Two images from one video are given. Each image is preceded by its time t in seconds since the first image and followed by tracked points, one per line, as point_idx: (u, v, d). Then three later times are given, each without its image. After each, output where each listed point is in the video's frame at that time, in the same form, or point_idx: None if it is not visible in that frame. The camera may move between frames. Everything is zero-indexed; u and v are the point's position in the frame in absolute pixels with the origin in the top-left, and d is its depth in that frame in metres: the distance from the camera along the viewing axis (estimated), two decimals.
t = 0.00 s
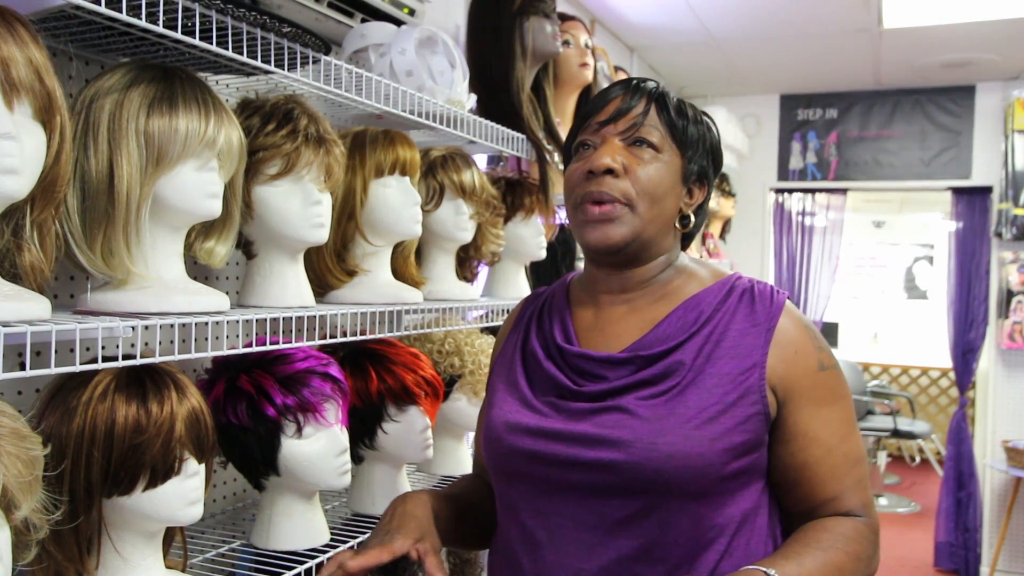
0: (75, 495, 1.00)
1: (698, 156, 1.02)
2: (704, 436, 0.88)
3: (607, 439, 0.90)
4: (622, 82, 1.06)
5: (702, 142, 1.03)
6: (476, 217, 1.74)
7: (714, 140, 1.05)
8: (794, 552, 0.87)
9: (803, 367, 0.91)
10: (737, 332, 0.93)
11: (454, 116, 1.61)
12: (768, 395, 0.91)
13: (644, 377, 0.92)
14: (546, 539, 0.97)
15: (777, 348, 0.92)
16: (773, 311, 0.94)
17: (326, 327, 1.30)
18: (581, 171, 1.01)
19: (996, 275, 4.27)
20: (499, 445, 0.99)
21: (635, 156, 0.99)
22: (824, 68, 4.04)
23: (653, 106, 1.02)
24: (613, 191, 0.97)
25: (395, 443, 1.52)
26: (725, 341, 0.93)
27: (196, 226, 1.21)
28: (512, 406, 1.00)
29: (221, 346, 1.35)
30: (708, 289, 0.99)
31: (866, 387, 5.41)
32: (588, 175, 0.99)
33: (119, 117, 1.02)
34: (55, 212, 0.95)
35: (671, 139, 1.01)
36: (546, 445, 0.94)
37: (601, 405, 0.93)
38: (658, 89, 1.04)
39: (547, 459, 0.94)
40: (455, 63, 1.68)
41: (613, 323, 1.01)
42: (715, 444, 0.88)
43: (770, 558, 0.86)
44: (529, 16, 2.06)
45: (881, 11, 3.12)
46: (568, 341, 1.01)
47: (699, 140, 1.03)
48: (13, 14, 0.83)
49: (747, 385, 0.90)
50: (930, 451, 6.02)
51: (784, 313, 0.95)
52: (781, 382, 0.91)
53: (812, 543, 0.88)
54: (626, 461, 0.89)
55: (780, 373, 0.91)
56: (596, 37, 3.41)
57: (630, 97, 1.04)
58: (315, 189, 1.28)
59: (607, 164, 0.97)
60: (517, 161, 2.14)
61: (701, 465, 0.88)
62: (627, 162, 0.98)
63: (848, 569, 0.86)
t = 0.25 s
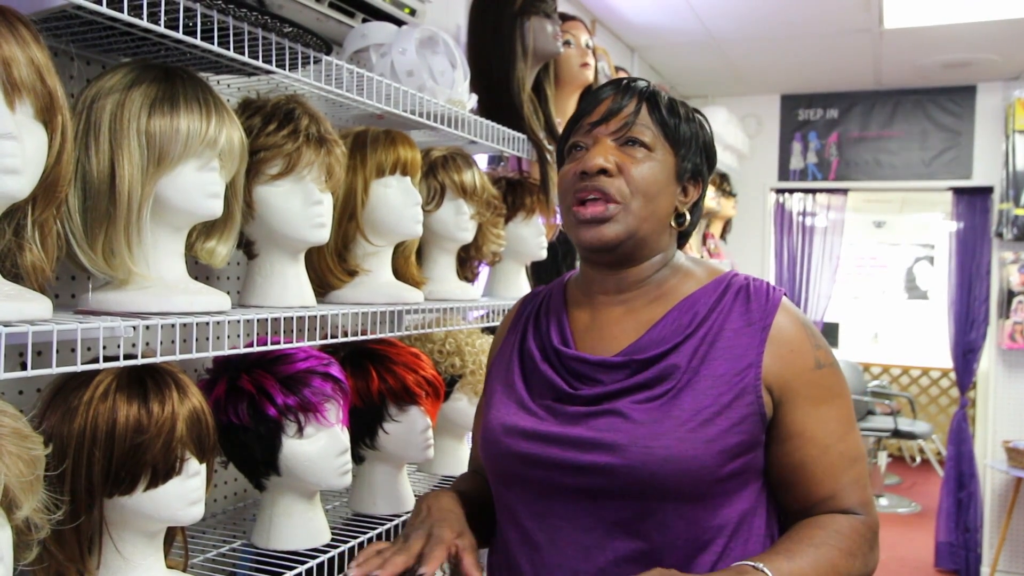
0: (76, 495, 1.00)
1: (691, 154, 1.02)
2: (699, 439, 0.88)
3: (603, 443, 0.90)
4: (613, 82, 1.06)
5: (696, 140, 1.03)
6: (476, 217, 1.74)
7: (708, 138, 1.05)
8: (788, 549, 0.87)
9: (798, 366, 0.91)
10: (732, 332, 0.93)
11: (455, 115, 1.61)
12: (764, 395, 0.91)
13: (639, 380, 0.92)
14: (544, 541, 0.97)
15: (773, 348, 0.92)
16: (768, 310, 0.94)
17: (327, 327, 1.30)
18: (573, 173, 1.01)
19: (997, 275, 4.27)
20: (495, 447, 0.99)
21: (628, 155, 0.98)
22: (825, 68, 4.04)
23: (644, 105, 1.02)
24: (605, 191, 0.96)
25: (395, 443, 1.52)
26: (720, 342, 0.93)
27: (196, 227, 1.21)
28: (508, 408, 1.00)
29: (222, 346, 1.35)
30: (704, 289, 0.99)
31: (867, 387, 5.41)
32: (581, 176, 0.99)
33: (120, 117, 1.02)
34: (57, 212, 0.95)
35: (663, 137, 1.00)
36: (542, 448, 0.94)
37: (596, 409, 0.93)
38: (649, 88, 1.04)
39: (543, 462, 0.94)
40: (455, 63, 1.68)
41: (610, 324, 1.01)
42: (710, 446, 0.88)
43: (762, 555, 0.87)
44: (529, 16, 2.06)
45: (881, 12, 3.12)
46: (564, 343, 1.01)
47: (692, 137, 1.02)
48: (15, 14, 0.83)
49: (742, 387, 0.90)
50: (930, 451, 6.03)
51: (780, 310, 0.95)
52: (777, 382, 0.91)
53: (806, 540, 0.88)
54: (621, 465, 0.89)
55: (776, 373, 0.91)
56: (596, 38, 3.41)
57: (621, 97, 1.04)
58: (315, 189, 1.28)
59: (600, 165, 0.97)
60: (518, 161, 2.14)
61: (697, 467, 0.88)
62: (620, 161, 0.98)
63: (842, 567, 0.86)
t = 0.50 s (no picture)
0: (76, 495, 1.00)
1: (687, 153, 1.02)
2: (697, 440, 0.88)
3: (600, 446, 0.90)
4: (608, 81, 1.06)
5: (691, 139, 1.03)
6: (476, 216, 1.74)
7: (703, 137, 1.05)
8: (783, 547, 0.87)
9: (795, 363, 0.91)
10: (729, 331, 0.93)
11: (455, 115, 1.61)
12: (761, 394, 0.91)
13: (637, 382, 0.92)
14: (543, 542, 0.97)
15: (770, 346, 0.92)
16: (765, 307, 0.94)
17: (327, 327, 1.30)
18: (568, 173, 1.01)
19: (997, 275, 4.27)
20: (494, 450, 0.99)
21: (623, 155, 0.98)
22: (824, 67, 4.04)
23: (639, 104, 1.02)
24: (600, 191, 0.96)
25: (396, 443, 1.52)
26: (718, 342, 0.93)
27: (196, 226, 1.21)
28: (506, 410, 1.00)
29: (222, 346, 1.35)
30: (701, 287, 0.99)
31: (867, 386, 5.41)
32: (576, 176, 0.99)
33: (120, 116, 1.02)
34: (56, 211, 0.95)
35: (658, 136, 1.00)
36: (540, 451, 0.94)
37: (593, 411, 0.93)
38: (644, 87, 1.04)
39: (541, 464, 0.94)
40: (456, 63, 1.68)
41: (607, 324, 1.01)
42: (708, 448, 0.88)
43: (757, 552, 0.87)
44: (529, 15, 2.06)
45: (881, 11, 3.11)
46: (562, 344, 1.00)
47: (688, 136, 1.02)
48: (15, 13, 0.83)
49: (740, 387, 0.90)
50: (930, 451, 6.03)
51: (777, 307, 0.95)
52: (774, 380, 0.91)
53: (799, 538, 0.88)
54: (619, 468, 0.89)
55: (773, 372, 0.91)
56: (596, 37, 3.41)
57: (616, 96, 1.04)
58: (315, 189, 1.28)
59: (594, 164, 0.97)
60: (518, 160, 2.14)
61: (694, 468, 0.88)
62: (614, 161, 0.98)
63: (836, 564, 0.86)
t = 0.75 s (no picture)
0: (75, 495, 1.00)
1: (676, 151, 1.01)
2: (693, 442, 0.89)
3: (597, 450, 0.90)
4: (598, 79, 1.05)
5: (680, 136, 1.03)
6: (476, 216, 1.74)
7: (694, 134, 1.04)
8: (792, 546, 0.87)
9: (790, 364, 0.91)
10: (723, 333, 0.93)
11: (455, 114, 1.61)
12: (757, 395, 0.91)
13: (632, 385, 0.92)
14: (543, 543, 0.96)
15: (765, 346, 0.92)
16: (760, 308, 0.94)
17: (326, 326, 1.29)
18: (553, 173, 1.01)
19: (996, 275, 4.27)
20: (491, 454, 0.99)
21: (608, 157, 0.98)
22: (824, 67, 4.04)
23: (627, 103, 1.02)
24: (584, 193, 0.96)
25: (395, 443, 1.52)
26: (711, 344, 0.93)
27: (196, 226, 1.21)
28: (503, 414, 1.00)
29: (222, 346, 1.35)
30: (694, 287, 0.99)
31: (867, 386, 5.41)
32: (559, 177, 0.99)
33: (119, 116, 1.02)
34: (56, 211, 0.95)
35: (646, 135, 1.00)
36: (537, 455, 0.94)
37: (589, 415, 0.92)
38: (632, 84, 1.04)
39: (540, 468, 0.94)
40: (455, 62, 1.68)
41: (602, 326, 1.01)
42: (704, 450, 0.89)
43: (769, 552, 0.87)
44: (529, 15, 2.05)
45: (881, 11, 3.12)
46: (556, 347, 1.00)
47: (676, 133, 1.02)
48: (13, 12, 0.83)
49: (735, 388, 0.90)
50: (930, 450, 6.03)
51: (772, 307, 0.95)
52: (770, 380, 0.91)
53: (808, 535, 0.88)
54: (616, 471, 0.89)
55: (768, 372, 0.91)
56: (596, 37, 3.41)
57: (603, 95, 1.03)
58: (315, 188, 1.28)
59: (576, 166, 0.97)
60: (518, 160, 2.15)
61: (691, 470, 0.88)
62: (598, 162, 0.97)
63: (845, 560, 0.86)
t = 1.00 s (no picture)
0: (75, 495, 1.00)
1: (663, 150, 1.01)
2: (691, 441, 0.89)
3: (595, 452, 0.90)
4: (583, 80, 1.04)
5: (667, 136, 1.01)
6: (476, 216, 1.74)
7: (682, 130, 1.03)
8: (804, 538, 0.89)
9: (786, 361, 0.92)
10: (718, 332, 0.93)
11: (454, 114, 1.61)
12: (753, 393, 0.92)
13: (627, 387, 0.92)
14: (542, 543, 0.96)
15: (760, 344, 0.92)
16: (755, 306, 0.95)
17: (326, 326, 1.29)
18: (539, 180, 1.00)
19: (997, 275, 4.27)
20: (489, 457, 0.99)
21: (592, 162, 0.97)
22: (824, 67, 4.03)
23: (611, 105, 1.00)
24: (569, 200, 0.96)
25: (395, 442, 1.52)
26: (707, 343, 0.93)
27: (196, 226, 1.21)
28: (500, 417, 0.99)
29: (221, 346, 1.35)
30: (689, 286, 0.99)
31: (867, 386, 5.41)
32: (544, 185, 0.99)
33: (119, 116, 1.02)
34: (55, 211, 0.95)
35: (631, 138, 0.99)
36: (535, 458, 0.94)
37: (586, 417, 0.92)
38: (616, 85, 1.02)
39: (538, 470, 0.94)
40: (455, 62, 1.67)
41: (597, 328, 1.01)
42: (702, 449, 0.89)
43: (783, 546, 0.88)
44: (529, 15, 2.05)
45: (881, 11, 3.12)
46: (552, 349, 1.00)
47: (663, 132, 1.01)
48: (12, 12, 0.83)
49: (730, 387, 0.91)
50: (930, 450, 6.03)
51: (766, 304, 0.95)
52: (766, 377, 0.92)
53: (819, 527, 0.89)
54: (614, 473, 0.89)
55: (764, 369, 0.92)
56: (596, 37, 3.41)
57: (588, 97, 1.02)
58: (315, 189, 1.28)
59: (562, 175, 0.96)
60: (518, 160, 2.15)
61: (690, 469, 0.88)
62: (583, 169, 0.97)
63: (855, 549, 0.88)
